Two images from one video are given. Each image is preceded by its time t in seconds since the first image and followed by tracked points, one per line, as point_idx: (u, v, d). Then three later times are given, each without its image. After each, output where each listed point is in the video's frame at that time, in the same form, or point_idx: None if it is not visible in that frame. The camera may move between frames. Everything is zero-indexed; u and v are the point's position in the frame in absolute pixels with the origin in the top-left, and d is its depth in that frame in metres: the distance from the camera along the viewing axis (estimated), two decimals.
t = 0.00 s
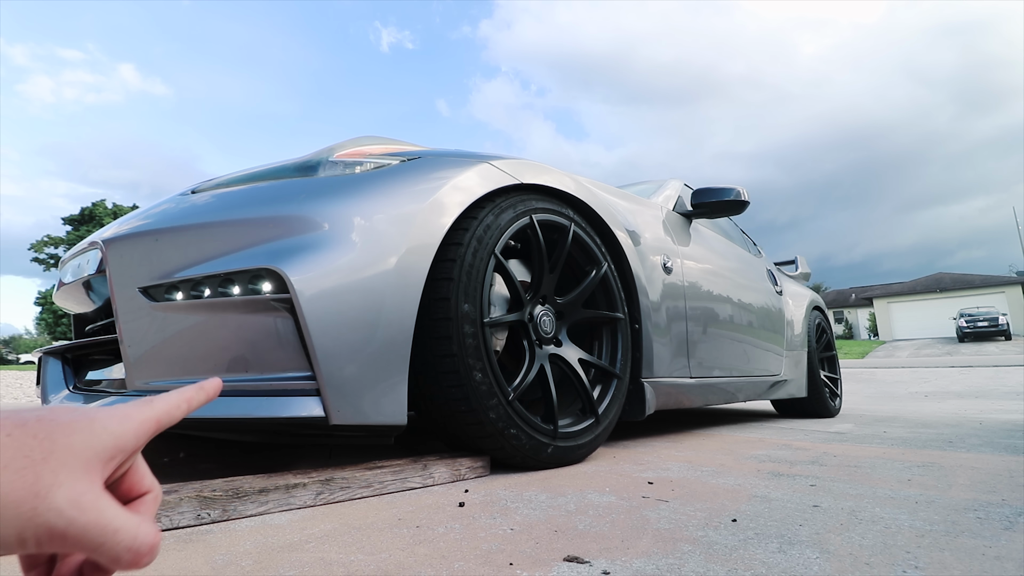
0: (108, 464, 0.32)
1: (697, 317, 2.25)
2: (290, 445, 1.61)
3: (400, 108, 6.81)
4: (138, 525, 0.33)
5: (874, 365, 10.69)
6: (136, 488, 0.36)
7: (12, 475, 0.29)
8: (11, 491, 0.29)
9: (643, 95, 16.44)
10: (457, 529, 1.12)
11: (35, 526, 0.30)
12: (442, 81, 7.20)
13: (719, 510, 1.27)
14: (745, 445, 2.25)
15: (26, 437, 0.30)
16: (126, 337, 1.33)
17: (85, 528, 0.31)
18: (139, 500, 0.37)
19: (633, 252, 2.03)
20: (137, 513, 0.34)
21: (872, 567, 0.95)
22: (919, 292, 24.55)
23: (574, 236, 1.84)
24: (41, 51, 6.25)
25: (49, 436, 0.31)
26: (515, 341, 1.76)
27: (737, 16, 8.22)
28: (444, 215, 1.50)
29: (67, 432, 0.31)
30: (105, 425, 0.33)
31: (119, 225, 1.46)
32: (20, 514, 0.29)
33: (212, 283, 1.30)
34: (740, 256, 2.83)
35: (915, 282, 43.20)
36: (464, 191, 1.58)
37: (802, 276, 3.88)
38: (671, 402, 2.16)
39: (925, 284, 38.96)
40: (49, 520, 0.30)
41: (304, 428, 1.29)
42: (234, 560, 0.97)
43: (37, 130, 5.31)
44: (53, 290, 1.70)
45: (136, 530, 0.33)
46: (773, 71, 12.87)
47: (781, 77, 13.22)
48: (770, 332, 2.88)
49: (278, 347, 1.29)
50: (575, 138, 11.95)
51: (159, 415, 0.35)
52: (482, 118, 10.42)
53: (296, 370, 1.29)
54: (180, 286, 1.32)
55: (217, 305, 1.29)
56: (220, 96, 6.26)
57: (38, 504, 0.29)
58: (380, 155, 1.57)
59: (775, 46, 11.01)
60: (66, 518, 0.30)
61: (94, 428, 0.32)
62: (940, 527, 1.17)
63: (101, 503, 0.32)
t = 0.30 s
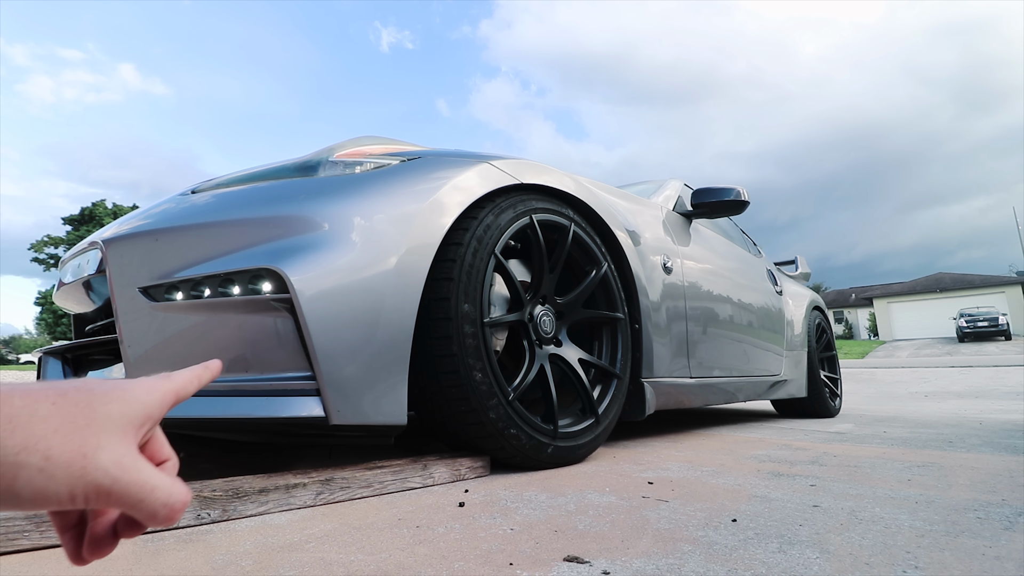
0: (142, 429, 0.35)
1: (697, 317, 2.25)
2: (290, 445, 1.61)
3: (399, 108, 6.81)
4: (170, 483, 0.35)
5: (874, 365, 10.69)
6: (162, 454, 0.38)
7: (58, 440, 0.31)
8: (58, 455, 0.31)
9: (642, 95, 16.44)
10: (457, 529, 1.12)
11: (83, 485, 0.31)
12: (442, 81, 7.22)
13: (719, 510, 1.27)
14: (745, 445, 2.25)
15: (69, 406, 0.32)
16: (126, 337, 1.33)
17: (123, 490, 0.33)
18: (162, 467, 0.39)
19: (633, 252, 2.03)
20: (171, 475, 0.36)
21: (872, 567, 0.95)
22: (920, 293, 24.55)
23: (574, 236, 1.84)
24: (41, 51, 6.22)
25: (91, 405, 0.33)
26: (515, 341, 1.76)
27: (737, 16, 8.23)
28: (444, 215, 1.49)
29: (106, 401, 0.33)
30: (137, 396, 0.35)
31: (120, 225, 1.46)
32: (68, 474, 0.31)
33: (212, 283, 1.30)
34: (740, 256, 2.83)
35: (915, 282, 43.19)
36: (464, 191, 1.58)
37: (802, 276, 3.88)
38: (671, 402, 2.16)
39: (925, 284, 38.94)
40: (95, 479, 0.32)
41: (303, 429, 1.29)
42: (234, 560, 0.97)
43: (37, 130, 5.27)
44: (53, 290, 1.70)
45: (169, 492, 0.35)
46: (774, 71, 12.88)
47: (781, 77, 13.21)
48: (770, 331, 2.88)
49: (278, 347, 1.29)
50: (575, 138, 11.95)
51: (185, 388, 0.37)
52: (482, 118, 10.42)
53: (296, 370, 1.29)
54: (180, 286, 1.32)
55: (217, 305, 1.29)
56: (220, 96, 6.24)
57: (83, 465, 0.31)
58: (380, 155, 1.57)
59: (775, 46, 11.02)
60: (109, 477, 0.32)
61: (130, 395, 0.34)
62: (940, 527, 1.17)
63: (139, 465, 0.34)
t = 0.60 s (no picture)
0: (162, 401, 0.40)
1: (697, 317, 2.25)
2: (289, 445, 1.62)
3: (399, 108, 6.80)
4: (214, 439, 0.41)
5: (874, 365, 10.69)
6: (226, 423, 0.45)
7: (84, 413, 0.36)
8: (83, 426, 0.36)
9: (642, 95, 16.46)
10: (457, 529, 1.12)
11: (112, 448, 0.37)
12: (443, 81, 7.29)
13: (719, 510, 1.27)
14: (745, 445, 2.25)
15: (92, 385, 0.37)
16: (125, 337, 1.33)
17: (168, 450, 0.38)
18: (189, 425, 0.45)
19: (633, 252, 2.03)
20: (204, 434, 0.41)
21: (872, 567, 0.95)
22: (919, 293, 24.56)
23: (574, 235, 1.84)
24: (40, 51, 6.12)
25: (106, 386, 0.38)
26: (515, 341, 1.76)
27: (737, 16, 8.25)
28: (444, 216, 1.49)
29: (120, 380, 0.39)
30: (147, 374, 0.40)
31: (117, 225, 1.46)
32: (95, 443, 0.36)
33: (212, 283, 1.30)
34: (741, 256, 2.83)
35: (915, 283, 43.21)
36: (464, 191, 1.58)
37: (802, 276, 3.88)
38: (671, 402, 2.16)
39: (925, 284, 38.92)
40: (124, 443, 0.37)
41: (303, 429, 1.29)
42: (234, 560, 0.97)
43: (37, 129, 4.86)
44: (53, 290, 1.70)
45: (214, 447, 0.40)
46: (774, 70, 12.88)
47: (781, 77, 13.22)
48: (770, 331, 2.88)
49: (278, 347, 1.29)
50: (576, 138, 11.94)
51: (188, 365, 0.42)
52: (482, 118, 10.40)
53: (296, 370, 1.30)
54: (180, 286, 1.32)
55: (217, 305, 1.29)
56: (219, 97, 6.03)
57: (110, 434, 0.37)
58: (380, 154, 1.57)
59: (775, 45, 11.04)
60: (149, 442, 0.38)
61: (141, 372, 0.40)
62: (940, 527, 1.17)
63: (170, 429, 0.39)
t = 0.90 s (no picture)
0: (172, 222, 0.31)
1: (696, 317, 2.25)
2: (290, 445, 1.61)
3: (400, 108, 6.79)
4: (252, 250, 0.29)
5: (875, 365, 10.68)
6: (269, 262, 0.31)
7: (59, 249, 0.28)
8: (66, 264, 0.28)
9: (642, 95, 16.44)
10: (457, 529, 1.12)
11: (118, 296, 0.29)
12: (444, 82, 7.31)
13: (719, 510, 1.27)
14: (745, 445, 2.25)
15: (68, 223, 0.29)
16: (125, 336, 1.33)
17: (184, 277, 0.28)
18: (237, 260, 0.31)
19: (633, 252, 2.03)
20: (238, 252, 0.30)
21: (872, 567, 0.95)
22: (920, 293, 24.54)
23: (574, 235, 1.84)
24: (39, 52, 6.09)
25: (88, 221, 0.29)
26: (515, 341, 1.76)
27: (737, 15, 8.25)
28: (444, 216, 1.50)
29: (109, 212, 0.30)
30: (139, 193, 0.31)
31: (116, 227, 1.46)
32: (93, 287, 0.28)
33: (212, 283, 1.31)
34: (740, 256, 2.83)
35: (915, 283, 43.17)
36: (464, 191, 1.58)
37: (802, 276, 3.88)
38: (671, 402, 2.16)
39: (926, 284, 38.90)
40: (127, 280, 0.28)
41: (304, 428, 1.29)
42: (234, 560, 0.97)
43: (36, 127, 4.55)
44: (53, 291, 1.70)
45: (248, 261, 0.29)
46: (775, 71, 12.86)
47: (782, 77, 13.22)
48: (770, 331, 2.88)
49: (278, 347, 1.29)
50: (576, 138, 11.91)
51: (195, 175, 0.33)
52: (483, 118, 10.38)
53: (296, 370, 1.29)
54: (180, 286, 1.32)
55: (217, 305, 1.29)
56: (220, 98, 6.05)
57: (107, 269, 0.28)
58: (380, 155, 1.57)
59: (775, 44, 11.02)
60: (175, 267, 0.28)
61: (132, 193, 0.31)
62: (940, 526, 1.17)
63: (186, 252, 0.29)
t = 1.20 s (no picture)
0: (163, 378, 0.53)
1: (696, 317, 2.25)
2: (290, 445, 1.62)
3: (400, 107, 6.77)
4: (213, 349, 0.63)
5: (875, 365, 10.68)
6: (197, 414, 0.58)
7: (78, 399, 0.40)
8: (78, 411, 0.40)
9: (643, 95, 16.41)
10: (457, 529, 1.12)
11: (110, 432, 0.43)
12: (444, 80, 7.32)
13: (719, 510, 1.27)
14: (745, 445, 2.25)
15: (83, 368, 0.42)
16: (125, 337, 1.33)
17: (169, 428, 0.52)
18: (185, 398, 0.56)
19: (633, 252, 2.03)
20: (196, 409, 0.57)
21: (873, 567, 0.95)
22: (920, 293, 24.54)
23: (574, 235, 1.84)
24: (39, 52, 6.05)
25: (100, 368, 0.44)
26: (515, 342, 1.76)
27: (738, 14, 8.24)
28: (444, 216, 1.49)
29: (113, 359, 0.46)
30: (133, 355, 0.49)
31: (115, 226, 1.46)
32: (86, 433, 0.42)
33: (212, 283, 1.30)
34: (740, 256, 2.83)
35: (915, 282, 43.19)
36: (464, 192, 1.58)
37: (802, 276, 3.88)
38: (671, 402, 2.16)
39: (926, 284, 38.89)
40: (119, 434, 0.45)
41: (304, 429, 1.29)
42: (234, 560, 0.97)
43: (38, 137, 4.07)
44: (52, 291, 1.69)
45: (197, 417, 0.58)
46: (776, 70, 12.84)
47: (783, 77, 13.20)
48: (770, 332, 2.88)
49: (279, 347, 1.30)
50: (577, 138, 11.89)
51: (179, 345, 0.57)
52: (483, 118, 10.36)
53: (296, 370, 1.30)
54: (180, 286, 1.32)
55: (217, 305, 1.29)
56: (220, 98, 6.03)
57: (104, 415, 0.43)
58: (380, 155, 1.57)
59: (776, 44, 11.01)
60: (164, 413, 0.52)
61: (145, 356, 0.51)
62: (940, 526, 1.17)
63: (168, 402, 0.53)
